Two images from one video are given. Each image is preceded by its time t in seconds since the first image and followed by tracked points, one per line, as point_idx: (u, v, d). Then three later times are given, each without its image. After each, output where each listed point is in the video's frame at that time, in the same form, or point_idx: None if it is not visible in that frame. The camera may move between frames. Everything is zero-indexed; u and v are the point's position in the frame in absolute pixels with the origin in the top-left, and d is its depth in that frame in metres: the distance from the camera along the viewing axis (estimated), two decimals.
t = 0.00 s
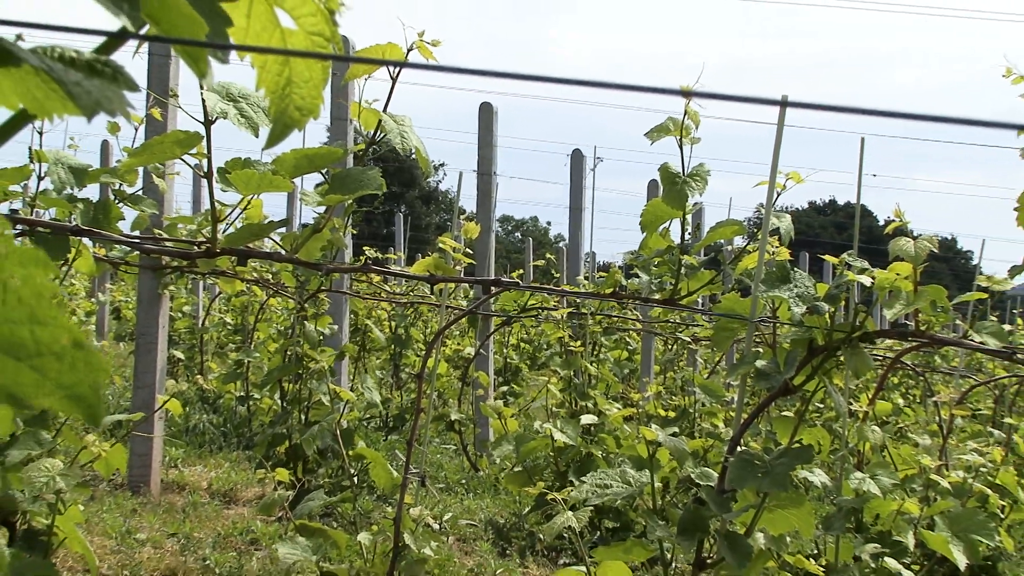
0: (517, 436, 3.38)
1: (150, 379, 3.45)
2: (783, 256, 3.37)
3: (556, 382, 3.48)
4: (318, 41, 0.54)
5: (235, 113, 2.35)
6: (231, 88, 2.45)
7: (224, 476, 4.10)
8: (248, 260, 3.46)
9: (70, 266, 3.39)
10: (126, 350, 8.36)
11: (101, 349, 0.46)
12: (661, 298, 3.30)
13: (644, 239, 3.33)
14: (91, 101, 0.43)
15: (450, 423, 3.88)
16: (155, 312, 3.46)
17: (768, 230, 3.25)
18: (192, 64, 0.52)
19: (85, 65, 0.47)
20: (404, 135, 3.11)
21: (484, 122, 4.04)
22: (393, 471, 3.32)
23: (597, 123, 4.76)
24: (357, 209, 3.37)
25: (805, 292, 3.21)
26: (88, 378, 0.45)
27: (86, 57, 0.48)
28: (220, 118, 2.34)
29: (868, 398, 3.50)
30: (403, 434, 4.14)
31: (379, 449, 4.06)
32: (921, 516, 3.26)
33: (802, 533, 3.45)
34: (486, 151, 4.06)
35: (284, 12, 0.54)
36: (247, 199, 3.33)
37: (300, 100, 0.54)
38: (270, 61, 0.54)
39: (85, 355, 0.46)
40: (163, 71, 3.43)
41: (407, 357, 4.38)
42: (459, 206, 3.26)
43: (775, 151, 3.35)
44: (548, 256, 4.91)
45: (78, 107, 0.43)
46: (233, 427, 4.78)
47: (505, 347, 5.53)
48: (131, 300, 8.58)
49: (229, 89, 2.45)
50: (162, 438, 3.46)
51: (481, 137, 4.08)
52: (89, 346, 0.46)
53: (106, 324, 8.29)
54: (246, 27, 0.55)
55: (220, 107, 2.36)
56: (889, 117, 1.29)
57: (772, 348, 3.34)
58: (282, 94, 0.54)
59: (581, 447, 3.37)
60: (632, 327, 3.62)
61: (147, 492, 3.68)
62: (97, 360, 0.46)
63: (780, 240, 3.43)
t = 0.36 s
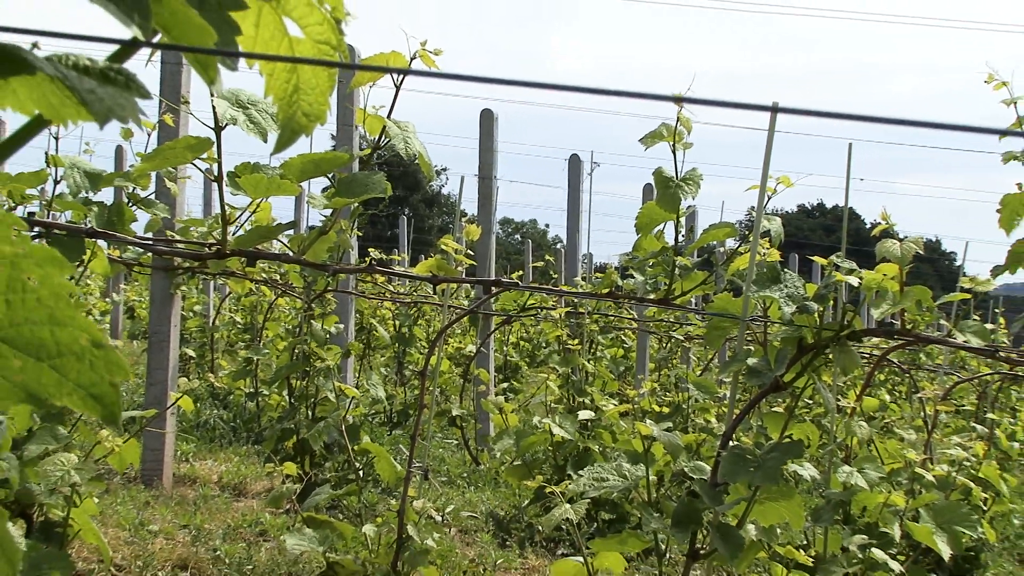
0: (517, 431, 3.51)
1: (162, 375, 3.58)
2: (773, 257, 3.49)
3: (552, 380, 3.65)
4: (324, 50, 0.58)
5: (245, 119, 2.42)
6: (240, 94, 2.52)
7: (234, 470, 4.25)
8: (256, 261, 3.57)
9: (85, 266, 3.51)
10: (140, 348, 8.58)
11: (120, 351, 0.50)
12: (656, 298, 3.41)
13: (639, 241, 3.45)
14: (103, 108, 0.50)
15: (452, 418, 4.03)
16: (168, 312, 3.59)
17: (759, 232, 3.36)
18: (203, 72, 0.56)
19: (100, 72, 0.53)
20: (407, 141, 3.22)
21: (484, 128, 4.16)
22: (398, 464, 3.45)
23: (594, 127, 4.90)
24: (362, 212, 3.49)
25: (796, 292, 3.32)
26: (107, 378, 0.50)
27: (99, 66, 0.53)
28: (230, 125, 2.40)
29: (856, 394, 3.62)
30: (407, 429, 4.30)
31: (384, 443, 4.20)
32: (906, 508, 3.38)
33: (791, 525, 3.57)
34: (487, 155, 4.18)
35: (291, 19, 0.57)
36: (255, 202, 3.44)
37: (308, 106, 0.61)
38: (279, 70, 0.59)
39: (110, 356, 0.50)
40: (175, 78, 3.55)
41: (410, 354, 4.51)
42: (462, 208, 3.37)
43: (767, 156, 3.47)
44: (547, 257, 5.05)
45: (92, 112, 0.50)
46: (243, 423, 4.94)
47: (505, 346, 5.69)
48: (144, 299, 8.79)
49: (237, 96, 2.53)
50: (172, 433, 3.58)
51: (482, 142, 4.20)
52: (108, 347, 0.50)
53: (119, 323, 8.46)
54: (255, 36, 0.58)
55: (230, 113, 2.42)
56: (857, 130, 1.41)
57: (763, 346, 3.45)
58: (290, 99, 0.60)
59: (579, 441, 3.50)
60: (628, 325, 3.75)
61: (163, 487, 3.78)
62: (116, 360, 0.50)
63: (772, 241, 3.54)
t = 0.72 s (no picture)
0: (517, 426, 3.64)
1: (174, 373, 3.71)
2: (765, 258, 3.60)
3: (550, 377, 3.76)
4: (330, 56, 0.65)
5: (254, 126, 2.50)
6: (249, 101, 2.60)
7: (244, 464, 4.40)
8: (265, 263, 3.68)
9: (99, 267, 3.62)
10: (150, 347, 8.76)
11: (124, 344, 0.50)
12: (651, 298, 3.53)
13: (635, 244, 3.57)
14: (115, 113, 0.51)
15: (454, 414, 4.17)
16: (180, 311, 3.72)
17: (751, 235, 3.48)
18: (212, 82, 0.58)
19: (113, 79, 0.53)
20: (411, 146, 3.33)
21: (485, 133, 4.28)
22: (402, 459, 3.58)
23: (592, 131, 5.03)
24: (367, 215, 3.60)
25: (786, 292, 3.43)
26: (113, 371, 0.50)
27: (111, 73, 0.54)
28: (239, 130, 2.48)
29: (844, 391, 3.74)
30: (410, 425, 4.45)
31: (389, 438, 4.34)
32: (893, 501, 3.50)
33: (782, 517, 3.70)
34: (488, 160, 4.30)
35: (299, 27, 0.64)
36: (264, 205, 3.55)
37: (313, 111, 0.65)
38: (287, 76, 0.65)
39: (115, 347, 0.51)
40: (187, 86, 3.68)
41: (413, 352, 4.65)
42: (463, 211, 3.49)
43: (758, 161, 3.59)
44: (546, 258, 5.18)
45: (104, 117, 0.51)
46: (251, 419, 5.08)
47: (506, 345, 5.83)
48: (158, 298, 8.99)
49: (246, 102, 2.60)
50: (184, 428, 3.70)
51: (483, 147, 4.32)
52: (114, 342, 0.51)
53: (133, 323, 8.63)
54: (262, 42, 0.63)
55: (239, 119, 2.49)
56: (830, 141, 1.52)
57: (755, 344, 3.57)
58: (296, 106, 0.65)
59: (577, 436, 3.62)
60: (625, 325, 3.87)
61: (173, 478, 3.98)
62: (121, 353, 0.50)
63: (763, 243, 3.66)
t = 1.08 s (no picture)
0: (517, 421, 3.77)
1: (186, 370, 3.84)
2: (757, 259, 3.73)
3: (551, 375, 3.88)
4: (336, 63, 0.76)
5: (263, 132, 2.59)
6: (258, 107, 2.69)
7: (253, 458, 4.54)
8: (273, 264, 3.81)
9: (113, 268, 3.75)
10: (160, 345, 8.93)
11: (132, 337, 0.70)
12: (647, 298, 3.65)
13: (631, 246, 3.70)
14: (129, 117, 0.55)
15: (456, 410, 4.30)
16: (191, 311, 3.86)
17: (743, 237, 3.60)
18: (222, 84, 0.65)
19: (126, 84, 0.59)
20: (414, 151, 3.44)
21: (486, 139, 4.41)
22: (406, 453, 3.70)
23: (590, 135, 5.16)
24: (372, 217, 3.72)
25: (777, 292, 3.54)
26: (123, 364, 0.70)
27: (124, 78, 0.60)
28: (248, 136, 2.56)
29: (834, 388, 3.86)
30: (414, 421, 4.59)
31: (393, 433, 4.49)
32: (880, 494, 3.63)
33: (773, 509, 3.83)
34: (489, 164, 4.43)
35: (305, 36, 0.76)
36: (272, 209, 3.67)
37: (320, 116, 0.77)
38: (294, 84, 0.76)
39: (124, 343, 0.70)
40: (197, 93, 3.81)
41: (416, 351, 4.78)
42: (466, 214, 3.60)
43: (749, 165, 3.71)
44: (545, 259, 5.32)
45: (119, 122, 0.54)
46: (259, 415, 5.22)
47: (506, 344, 5.97)
48: (169, 298, 9.18)
49: (255, 109, 2.70)
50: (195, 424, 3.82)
51: (484, 151, 4.45)
52: (124, 335, 0.70)
53: (146, 322, 8.78)
54: (269, 50, 0.76)
55: (248, 125, 2.58)
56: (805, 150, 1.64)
57: (748, 343, 3.69)
58: (305, 112, 0.77)
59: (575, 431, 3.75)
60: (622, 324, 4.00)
61: (185, 471, 4.12)
62: (130, 345, 0.70)
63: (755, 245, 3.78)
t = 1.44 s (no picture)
0: (517, 417, 3.90)
1: (196, 368, 3.96)
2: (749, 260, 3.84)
3: (549, 372, 4.01)
4: (342, 70, 0.80)
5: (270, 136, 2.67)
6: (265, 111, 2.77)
7: (261, 453, 4.68)
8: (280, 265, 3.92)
9: (126, 269, 3.87)
10: (170, 343, 9.11)
11: (145, 336, 0.71)
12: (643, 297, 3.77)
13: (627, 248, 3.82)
14: (141, 124, 0.61)
15: (457, 406, 4.43)
16: (201, 310, 3.98)
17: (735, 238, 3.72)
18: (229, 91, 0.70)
19: (138, 92, 0.65)
20: (417, 155, 3.56)
21: (487, 143, 4.54)
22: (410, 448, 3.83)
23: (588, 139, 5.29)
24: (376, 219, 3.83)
25: (769, 292, 3.65)
26: (134, 361, 0.70)
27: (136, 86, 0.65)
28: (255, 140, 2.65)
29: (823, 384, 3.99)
30: (416, 417, 4.72)
31: (397, 429, 4.63)
32: (869, 487, 3.74)
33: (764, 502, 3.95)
34: (490, 168, 4.56)
35: (313, 44, 0.78)
36: (279, 211, 3.79)
37: (325, 121, 0.83)
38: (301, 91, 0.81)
39: (135, 342, 0.71)
40: (207, 99, 3.93)
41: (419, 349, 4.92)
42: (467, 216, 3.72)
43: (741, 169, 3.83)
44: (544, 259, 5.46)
45: (131, 128, 0.61)
46: (267, 412, 5.36)
47: (507, 343, 6.11)
48: (179, 299, 9.36)
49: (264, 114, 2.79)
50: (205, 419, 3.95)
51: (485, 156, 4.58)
52: (137, 336, 0.71)
53: (156, 321, 8.95)
54: (276, 58, 0.78)
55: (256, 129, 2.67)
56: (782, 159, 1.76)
57: (740, 341, 3.81)
58: (310, 116, 0.83)
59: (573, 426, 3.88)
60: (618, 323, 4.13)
61: (195, 466, 4.24)
62: (142, 345, 0.71)
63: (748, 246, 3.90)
